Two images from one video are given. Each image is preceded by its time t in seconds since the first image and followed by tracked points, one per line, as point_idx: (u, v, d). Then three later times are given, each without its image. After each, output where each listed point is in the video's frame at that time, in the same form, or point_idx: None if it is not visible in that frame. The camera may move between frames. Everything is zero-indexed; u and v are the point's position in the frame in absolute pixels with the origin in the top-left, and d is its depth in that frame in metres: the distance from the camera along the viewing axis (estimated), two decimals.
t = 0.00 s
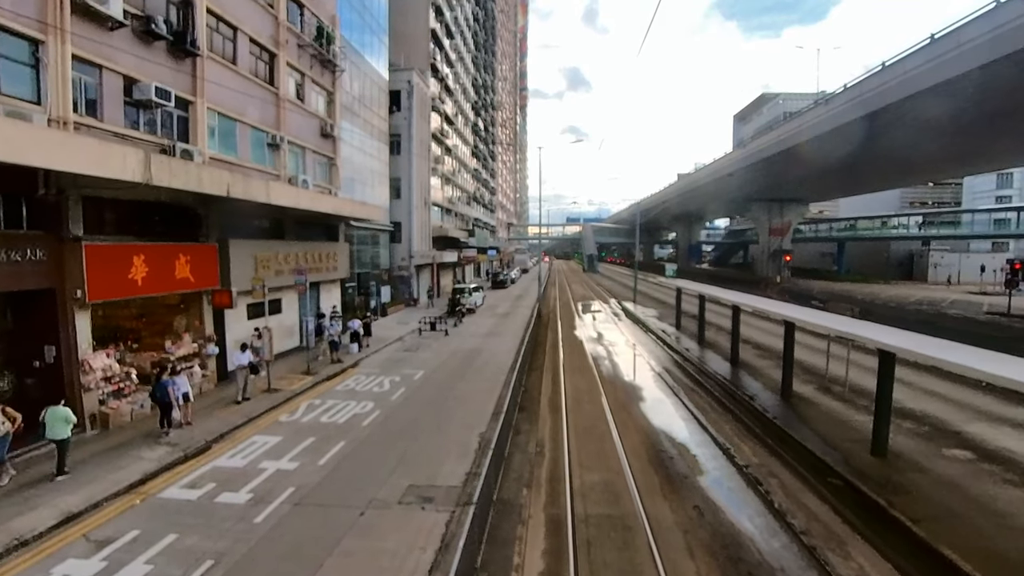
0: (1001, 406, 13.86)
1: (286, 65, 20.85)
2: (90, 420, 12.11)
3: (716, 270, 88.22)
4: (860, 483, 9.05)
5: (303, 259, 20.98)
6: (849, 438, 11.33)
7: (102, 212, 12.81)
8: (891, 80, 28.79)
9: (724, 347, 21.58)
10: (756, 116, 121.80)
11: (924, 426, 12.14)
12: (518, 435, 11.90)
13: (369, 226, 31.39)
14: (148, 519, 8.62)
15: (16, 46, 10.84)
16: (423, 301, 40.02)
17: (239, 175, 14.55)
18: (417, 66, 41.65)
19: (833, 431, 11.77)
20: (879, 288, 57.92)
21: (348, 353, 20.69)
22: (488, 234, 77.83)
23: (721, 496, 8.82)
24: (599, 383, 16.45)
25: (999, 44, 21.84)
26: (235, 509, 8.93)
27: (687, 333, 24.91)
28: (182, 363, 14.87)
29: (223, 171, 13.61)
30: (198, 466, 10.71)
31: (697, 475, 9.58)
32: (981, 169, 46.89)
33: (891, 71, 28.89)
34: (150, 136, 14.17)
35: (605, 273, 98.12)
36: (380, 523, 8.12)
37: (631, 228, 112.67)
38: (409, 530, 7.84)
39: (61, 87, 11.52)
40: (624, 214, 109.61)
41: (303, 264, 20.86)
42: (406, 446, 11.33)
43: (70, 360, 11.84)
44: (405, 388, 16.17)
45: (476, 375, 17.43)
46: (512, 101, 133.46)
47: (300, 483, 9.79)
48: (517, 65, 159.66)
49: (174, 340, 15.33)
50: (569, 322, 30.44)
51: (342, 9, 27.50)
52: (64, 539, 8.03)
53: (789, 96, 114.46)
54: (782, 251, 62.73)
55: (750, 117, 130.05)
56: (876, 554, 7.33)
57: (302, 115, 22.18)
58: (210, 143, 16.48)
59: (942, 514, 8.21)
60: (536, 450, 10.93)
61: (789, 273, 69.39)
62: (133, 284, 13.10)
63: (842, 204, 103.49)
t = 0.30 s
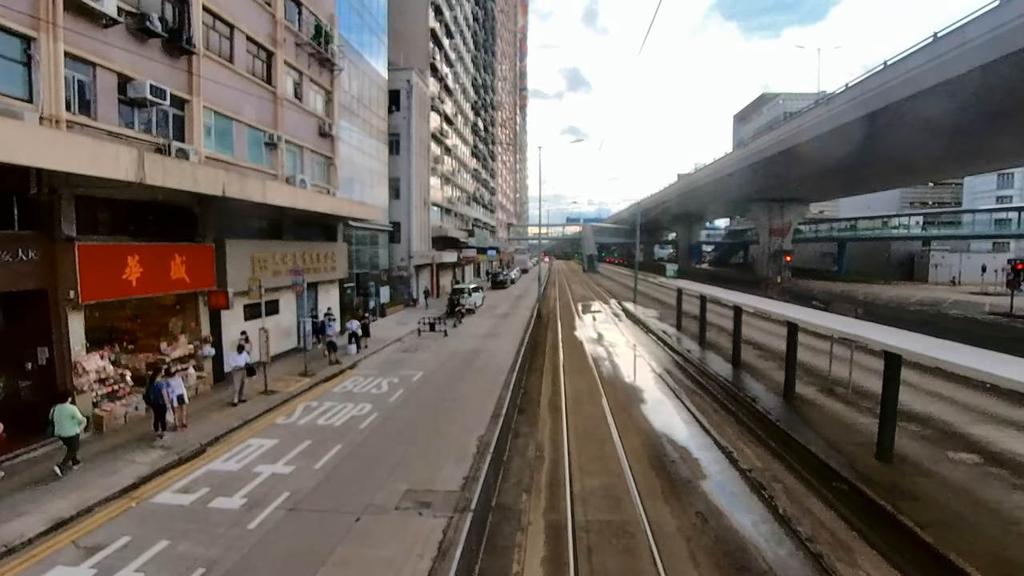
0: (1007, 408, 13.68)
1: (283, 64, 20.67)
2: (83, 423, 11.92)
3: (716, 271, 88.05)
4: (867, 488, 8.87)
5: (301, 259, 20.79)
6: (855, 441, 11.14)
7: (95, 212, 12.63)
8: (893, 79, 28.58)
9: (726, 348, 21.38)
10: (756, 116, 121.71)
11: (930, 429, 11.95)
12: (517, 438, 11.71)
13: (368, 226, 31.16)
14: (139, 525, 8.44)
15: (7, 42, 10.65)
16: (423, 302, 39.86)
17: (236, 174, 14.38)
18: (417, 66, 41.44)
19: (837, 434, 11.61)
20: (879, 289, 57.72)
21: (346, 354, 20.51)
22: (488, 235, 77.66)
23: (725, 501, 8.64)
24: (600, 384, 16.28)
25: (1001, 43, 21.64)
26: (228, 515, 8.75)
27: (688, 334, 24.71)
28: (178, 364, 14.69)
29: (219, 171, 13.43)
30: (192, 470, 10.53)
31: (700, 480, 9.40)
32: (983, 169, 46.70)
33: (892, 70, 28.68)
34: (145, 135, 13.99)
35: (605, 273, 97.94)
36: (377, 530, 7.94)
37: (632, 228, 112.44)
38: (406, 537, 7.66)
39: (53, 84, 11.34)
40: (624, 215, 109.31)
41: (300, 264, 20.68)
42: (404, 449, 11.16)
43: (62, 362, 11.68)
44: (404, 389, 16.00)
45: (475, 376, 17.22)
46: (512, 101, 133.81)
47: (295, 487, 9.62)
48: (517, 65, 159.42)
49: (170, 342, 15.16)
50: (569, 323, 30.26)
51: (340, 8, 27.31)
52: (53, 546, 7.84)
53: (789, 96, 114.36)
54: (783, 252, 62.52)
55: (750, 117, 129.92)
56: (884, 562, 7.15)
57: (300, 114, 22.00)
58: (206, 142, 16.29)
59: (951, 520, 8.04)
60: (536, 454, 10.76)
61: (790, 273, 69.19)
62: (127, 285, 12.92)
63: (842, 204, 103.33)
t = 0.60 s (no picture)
0: (1015, 411, 13.44)
1: (280, 62, 20.44)
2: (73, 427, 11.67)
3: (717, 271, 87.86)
4: (875, 495, 8.64)
5: (298, 259, 20.54)
6: (860, 446, 10.91)
7: (86, 211, 12.39)
8: (895, 78, 28.30)
9: (728, 350, 21.12)
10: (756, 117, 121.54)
11: (938, 433, 11.71)
12: (517, 443, 11.47)
13: (366, 227, 30.89)
14: (128, 534, 8.21)
15: None
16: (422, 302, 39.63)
17: (230, 173, 14.14)
18: (416, 65, 41.20)
19: (843, 438, 11.37)
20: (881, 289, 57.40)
21: (344, 356, 20.28)
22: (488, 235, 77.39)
23: (730, 509, 8.40)
24: (601, 386, 16.04)
25: (1004, 43, 21.40)
26: (219, 522, 8.51)
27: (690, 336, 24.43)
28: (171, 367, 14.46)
29: (213, 170, 13.19)
30: (184, 475, 10.30)
31: (704, 486, 9.16)
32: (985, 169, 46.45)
33: (895, 69, 28.41)
34: (138, 134, 13.75)
35: (606, 274, 97.80)
36: (371, 538, 7.70)
37: (632, 228, 112.20)
38: (401, 546, 7.43)
39: (42, 81, 11.10)
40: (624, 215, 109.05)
41: (297, 265, 20.44)
42: (401, 454, 10.91)
43: (52, 364, 11.45)
44: (402, 392, 15.75)
45: (474, 379, 16.96)
46: (512, 101, 134.06)
47: (288, 494, 9.38)
48: (517, 65, 159.05)
49: (164, 344, 14.93)
50: (569, 323, 30.03)
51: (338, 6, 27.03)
52: (38, 555, 7.62)
53: (789, 96, 114.30)
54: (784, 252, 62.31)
55: (750, 117, 129.80)
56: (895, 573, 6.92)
57: (298, 113, 21.76)
58: (201, 140, 16.05)
59: (964, 528, 7.80)
60: (536, 459, 10.52)
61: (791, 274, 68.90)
62: (119, 286, 12.68)
63: (843, 204, 103.08)
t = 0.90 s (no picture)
0: None
1: (276, 60, 20.13)
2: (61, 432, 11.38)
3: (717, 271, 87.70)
4: (886, 503, 8.35)
5: (294, 260, 20.24)
6: (869, 452, 10.61)
7: (75, 211, 12.07)
8: (895, 77, 28.02)
9: (730, 351, 20.82)
10: (757, 116, 121.21)
11: (947, 438, 11.41)
12: (516, 448, 11.18)
13: (364, 227, 30.60)
14: (111, 545, 7.91)
15: None
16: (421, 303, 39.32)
17: (223, 172, 13.83)
18: (414, 64, 40.93)
19: (850, 444, 11.06)
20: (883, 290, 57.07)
21: (341, 357, 20.00)
22: (487, 235, 77.11)
23: (737, 519, 8.11)
24: (601, 389, 15.76)
25: (1003, 43, 21.15)
26: (207, 533, 8.20)
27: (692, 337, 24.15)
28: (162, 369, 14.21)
29: (204, 168, 12.88)
30: (172, 482, 10.00)
31: (709, 494, 8.87)
32: (987, 169, 46.14)
33: (895, 68, 28.13)
34: (128, 131, 13.45)
35: (606, 274, 97.64)
36: (364, 550, 7.40)
37: (632, 228, 111.94)
38: (394, 558, 7.13)
39: (28, 76, 10.80)
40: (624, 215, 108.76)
41: (293, 265, 20.13)
42: (396, 460, 10.61)
43: (39, 368, 11.15)
44: (399, 395, 15.45)
45: (472, 381, 16.67)
46: (512, 101, 134.82)
47: (279, 502, 9.08)
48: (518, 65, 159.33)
49: (156, 346, 14.67)
50: (569, 324, 29.72)
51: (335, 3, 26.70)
52: (17, 568, 7.33)
53: (790, 95, 113.93)
54: (784, 252, 62.05)
55: (751, 117, 129.61)
56: None
57: (294, 112, 21.45)
58: (194, 139, 15.75)
59: (980, 539, 7.49)
60: (535, 466, 10.23)
61: (792, 274, 68.54)
62: (109, 287, 12.38)
63: (843, 204, 102.80)
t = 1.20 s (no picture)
0: None
1: (270, 56, 19.75)
2: (45, 438, 10.98)
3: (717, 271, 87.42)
4: (901, 514, 7.99)
5: (288, 260, 19.87)
6: (879, 459, 10.25)
7: (60, 209, 11.70)
8: (896, 76, 27.69)
9: (733, 353, 20.49)
10: (757, 116, 120.72)
11: (960, 444, 11.05)
12: (514, 456, 10.82)
13: (361, 226, 30.21)
14: (90, 559, 7.55)
15: None
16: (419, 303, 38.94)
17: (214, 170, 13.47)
18: (413, 63, 40.56)
19: (860, 450, 10.70)
20: (885, 290, 56.75)
21: (336, 359, 19.65)
22: (487, 235, 76.74)
23: (745, 532, 7.75)
24: (602, 393, 15.39)
25: (1006, 43, 20.84)
26: (191, 546, 7.85)
27: (694, 338, 23.80)
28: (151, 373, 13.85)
29: (193, 166, 12.53)
30: (158, 491, 9.64)
31: (715, 505, 8.52)
32: (990, 169, 45.82)
33: (898, 67, 27.81)
34: (116, 128, 13.08)
35: (605, 274, 97.16)
36: (354, 565, 7.04)
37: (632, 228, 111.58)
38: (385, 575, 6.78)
39: (10, 70, 10.44)
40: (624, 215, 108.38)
41: (288, 266, 19.77)
42: (390, 468, 10.24)
43: (22, 371, 10.73)
44: (394, 399, 15.08)
45: (471, 384, 16.32)
46: (512, 101, 134.42)
47: (267, 513, 8.72)
48: (517, 65, 159.17)
49: (146, 348, 14.31)
50: (569, 326, 29.35)
51: None
52: None
53: (790, 96, 113.60)
54: (785, 252, 61.75)
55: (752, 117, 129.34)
56: None
57: (289, 109, 21.06)
58: (185, 136, 15.39)
59: (1000, 554, 7.13)
60: (534, 475, 9.88)
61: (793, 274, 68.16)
62: (95, 288, 12.04)
63: (844, 204, 102.53)
